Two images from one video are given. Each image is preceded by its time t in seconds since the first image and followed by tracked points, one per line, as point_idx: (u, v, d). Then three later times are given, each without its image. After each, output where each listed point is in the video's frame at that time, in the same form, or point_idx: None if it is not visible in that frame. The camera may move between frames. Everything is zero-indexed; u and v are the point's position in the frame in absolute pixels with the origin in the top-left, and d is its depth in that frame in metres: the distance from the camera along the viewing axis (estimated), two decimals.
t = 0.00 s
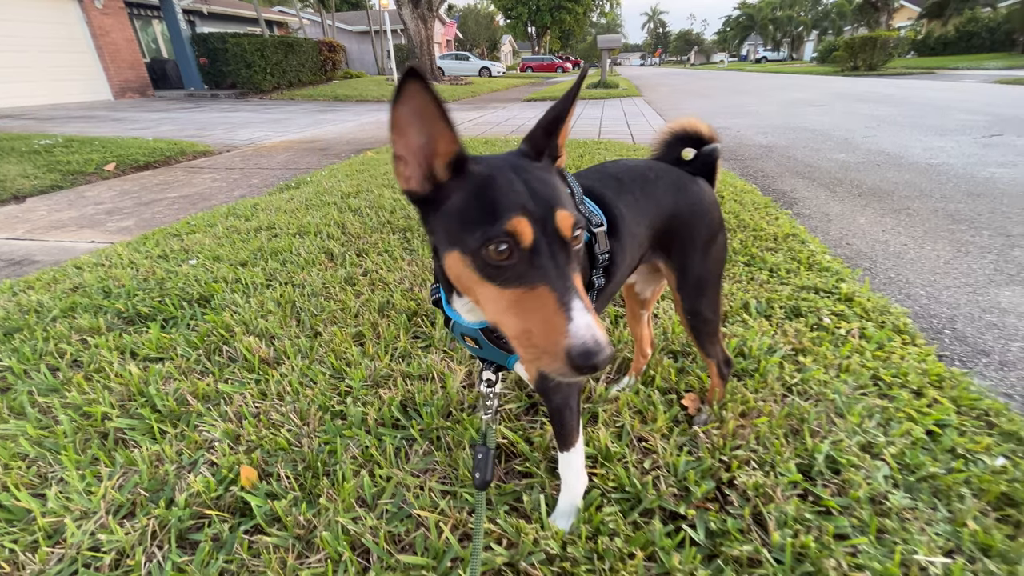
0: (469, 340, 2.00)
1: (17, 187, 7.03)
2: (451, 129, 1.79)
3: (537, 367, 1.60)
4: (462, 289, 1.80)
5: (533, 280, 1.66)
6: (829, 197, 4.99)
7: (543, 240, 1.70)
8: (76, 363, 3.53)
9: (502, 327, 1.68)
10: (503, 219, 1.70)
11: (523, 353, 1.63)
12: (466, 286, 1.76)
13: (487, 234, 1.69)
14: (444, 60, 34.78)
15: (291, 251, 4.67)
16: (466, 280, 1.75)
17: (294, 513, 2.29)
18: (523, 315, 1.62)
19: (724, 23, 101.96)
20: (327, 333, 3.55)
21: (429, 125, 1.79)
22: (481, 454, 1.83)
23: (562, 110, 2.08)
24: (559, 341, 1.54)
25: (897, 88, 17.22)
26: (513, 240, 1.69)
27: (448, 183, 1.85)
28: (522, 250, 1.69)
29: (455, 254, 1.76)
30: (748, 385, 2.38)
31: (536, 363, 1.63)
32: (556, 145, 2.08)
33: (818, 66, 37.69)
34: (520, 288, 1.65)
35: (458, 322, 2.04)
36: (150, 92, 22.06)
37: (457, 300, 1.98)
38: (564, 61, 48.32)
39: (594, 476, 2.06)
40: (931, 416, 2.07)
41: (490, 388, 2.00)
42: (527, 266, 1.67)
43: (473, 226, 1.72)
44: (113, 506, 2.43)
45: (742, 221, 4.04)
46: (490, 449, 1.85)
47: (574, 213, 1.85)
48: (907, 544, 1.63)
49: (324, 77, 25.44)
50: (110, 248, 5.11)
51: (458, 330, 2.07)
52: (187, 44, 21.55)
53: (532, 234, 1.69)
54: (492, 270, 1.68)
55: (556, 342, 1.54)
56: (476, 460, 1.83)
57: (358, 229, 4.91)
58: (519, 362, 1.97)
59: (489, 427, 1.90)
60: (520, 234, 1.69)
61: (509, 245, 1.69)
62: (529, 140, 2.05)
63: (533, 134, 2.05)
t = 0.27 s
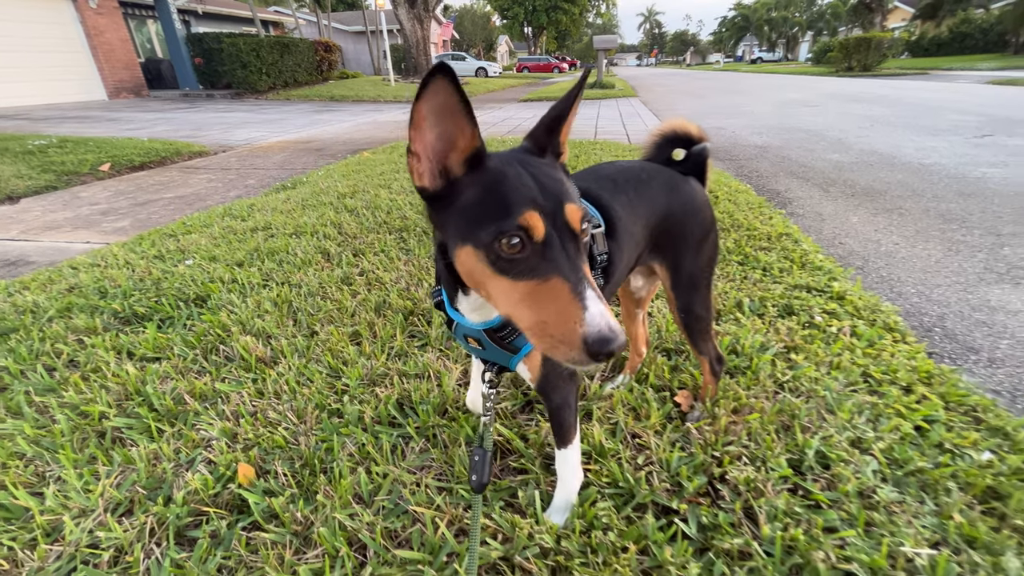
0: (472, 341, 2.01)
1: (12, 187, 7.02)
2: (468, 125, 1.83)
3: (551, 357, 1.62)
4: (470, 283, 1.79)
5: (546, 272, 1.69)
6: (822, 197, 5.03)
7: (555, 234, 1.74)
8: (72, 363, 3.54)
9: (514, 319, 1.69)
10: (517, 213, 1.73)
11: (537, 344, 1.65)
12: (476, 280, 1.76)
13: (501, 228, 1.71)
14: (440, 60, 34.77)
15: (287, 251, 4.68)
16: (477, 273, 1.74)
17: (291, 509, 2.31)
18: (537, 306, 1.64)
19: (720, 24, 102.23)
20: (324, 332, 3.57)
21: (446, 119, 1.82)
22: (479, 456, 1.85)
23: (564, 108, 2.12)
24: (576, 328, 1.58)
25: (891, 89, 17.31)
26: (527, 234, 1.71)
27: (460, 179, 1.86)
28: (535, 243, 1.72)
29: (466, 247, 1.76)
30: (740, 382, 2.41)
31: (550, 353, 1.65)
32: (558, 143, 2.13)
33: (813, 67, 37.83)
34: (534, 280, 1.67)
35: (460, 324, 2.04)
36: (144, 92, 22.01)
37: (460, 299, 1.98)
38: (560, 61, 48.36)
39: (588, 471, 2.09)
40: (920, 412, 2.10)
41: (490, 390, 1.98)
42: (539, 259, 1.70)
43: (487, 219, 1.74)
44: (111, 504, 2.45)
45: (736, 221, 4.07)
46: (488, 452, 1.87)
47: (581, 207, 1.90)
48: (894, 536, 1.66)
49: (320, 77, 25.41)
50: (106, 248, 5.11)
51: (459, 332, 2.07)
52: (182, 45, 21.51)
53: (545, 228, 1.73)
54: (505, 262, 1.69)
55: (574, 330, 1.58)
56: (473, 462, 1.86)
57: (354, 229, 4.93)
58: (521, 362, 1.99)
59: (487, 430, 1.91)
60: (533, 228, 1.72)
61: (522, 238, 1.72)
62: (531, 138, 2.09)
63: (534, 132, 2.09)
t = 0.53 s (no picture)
0: (473, 342, 2.02)
1: (7, 188, 7.01)
2: (474, 120, 1.80)
3: (558, 345, 1.66)
4: (474, 277, 1.79)
5: (552, 263, 1.72)
6: (816, 197, 5.07)
7: (558, 227, 1.77)
8: (69, 363, 3.55)
9: (519, 311, 1.71)
10: (522, 206, 1.75)
11: (543, 333, 1.68)
12: (480, 273, 1.76)
13: (507, 221, 1.72)
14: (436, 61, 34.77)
15: (284, 251, 4.70)
16: (482, 267, 1.74)
17: (288, 506, 2.34)
18: (544, 296, 1.67)
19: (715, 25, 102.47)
20: (321, 332, 3.59)
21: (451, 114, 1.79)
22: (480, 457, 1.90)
23: (559, 102, 2.11)
24: (583, 317, 1.63)
25: (885, 90, 17.40)
26: (533, 227, 1.74)
27: (464, 173, 1.84)
28: (539, 236, 1.74)
29: (471, 241, 1.76)
30: (733, 379, 2.44)
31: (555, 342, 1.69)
32: (554, 138, 2.15)
33: (808, 68, 37.96)
34: (540, 272, 1.70)
35: (460, 325, 2.04)
36: (140, 93, 21.96)
37: (461, 297, 1.98)
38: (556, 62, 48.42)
39: (581, 468, 2.12)
40: (908, 408, 2.13)
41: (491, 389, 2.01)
42: (545, 250, 1.73)
43: (493, 213, 1.74)
44: (108, 502, 2.47)
45: (730, 221, 4.11)
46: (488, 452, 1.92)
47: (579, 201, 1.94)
48: (882, 530, 1.69)
49: (316, 78, 25.39)
50: (102, 249, 5.12)
51: (459, 333, 2.06)
52: (178, 45, 21.48)
53: (550, 222, 1.75)
54: (511, 254, 1.71)
55: (580, 318, 1.63)
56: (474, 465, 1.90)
57: (350, 230, 4.94)
58: (521, 360, 2.00)
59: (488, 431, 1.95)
60: (538, 221, 1.74)
61: (527, 231, 1.74)
62: (527, 132, 2.10)
63: (531, 126, 2.10)
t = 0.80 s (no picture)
0: (470, 339, 2.03)
1: None
2: (484, 107, 1.78)
3: (570, 321, 1.65)
4: (480, 262, 1.74)
5: (560, 241, 1.71)
6: (806, 198, 5.14)
7: (564, 206, 1.77)
8: (64, 364, 3.56)
9: (529, 290, 1.68)
10: (530, 186, 1.73)
11: (554, 310, 1.66)
12: (488, 256, 1.71)
13: (516, 201, 1.70)
14: (431, 63, 34.79)
15: (279, 253, 4.72)
16: (490, 249, 1.69)
17: (285, 504, 2.38)
18: (555, 273, 1.66)
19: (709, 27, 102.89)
20: (316, 332, 3.61)
21: (462, 100, 1.75)
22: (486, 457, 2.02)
23: (554, 93, 2.09)
24: (595, 289, 1.63)
25: (877, 92, 17.55)
26: (541, 206, 1.72)
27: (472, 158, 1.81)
28: (548, 215, 1.73)
29: (479, 223, 1.71)
30: (723, 377, 2.48)
31: (565, 319, 1.68)
32: (551, 128, 2.13)
33: (801, 70, 38.19)
34: (550, 249, 1.68)
35: (457, 321, 2.04)
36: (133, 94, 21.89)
37: (461, 291, 1.96)
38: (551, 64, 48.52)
39: (574, 464, 2.18)
40: (893, 404, 2.16)
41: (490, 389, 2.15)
42: (553, 229, 1.72)
43: (501, 194, 1.71)
44: (105, 501, 2.49)
45: (722, 221, 4.15)
46: (494, 451, 2.03)
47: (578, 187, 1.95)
48: (865, 521, 1.75)
49: (310, 79, 25.37)
50: (96, 251, 5.12)
51: (457, 330, 2.07)
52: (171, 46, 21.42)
53: (558, 202, 1.74)
54: (522, 234, 1.68)
55: (592, 290, 1.63)
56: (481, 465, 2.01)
57: (345, 231, 4.97)
58: (518, 357, 2.01)
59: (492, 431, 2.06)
60: (546, 201, 1.73)
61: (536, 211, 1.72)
62: (523, 123, 2.09)
63: (526, 118, 2.09)
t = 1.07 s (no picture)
0: (468, 338, 2.04)
1: None
2: (489, 106, 1.80)
3: (576, 313, 1.66)
4: (485, 259, 1.74)
5: (565, 236, 1.72)
6: (801, 199, 5.18)
7: (568, 202, 1.79)
8: (62, 365, 3.57)
9: (535, 285, 1.69)
10: (535, 183, 1.75)
11: (560, 303, 1.67)
12: (494, 252, 1.71)
13: (522, 197, 1.72)
14: (428, 63, 34.80)
15: (276, 254, 4.73)
16: (496, 245, 1.70)
17: (285, 502, 2.40)
18: (561, 266, 1.67)
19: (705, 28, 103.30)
20: (314, 333, 3.63)
21: (468, 99, 1.77)
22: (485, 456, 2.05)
23: (553, 93, 2.09)
24: (601, 281, 1.64)
25: (871, 93, 17.65)
26: (546, 202, 1.74)
27: (478, 157, 1.82)
28: (553, 211, 1.75)
29: (485, 219, 1.73)
30: (718, 375, 2.50)
31: (571, 312, 1.69)
32: (550, 127, 2.14)
33: (797, 72, 38.36)
34: (556, 244, 1.70)
35: (455, 320, 2.05)
36: (128, 95, 21.85)
37: (461, 289, 1.97)
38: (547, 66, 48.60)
39: (571, 462, 2.21)
40: (886, 402, 2.19)
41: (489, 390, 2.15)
42: (558, 225, 1.74)
43: (507, 190, 1.73)
44: (105, 500, 2.50)
45: (717, 222, 4.19)
46: (494, 451, 2.05)
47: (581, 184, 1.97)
48: (857, 517, 1.79)
49: (307, 80, 25.35)
50: (92, 252, 5.12)
51: (455, 329, 2.08)
52: (166, 47, 21.39)
53: (563, 198, 1.76)
54: (528, 229, 1.70)
55: (598, 283, 1.65)
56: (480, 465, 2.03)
57: (343, 232, 4.98)
58: (516, 356, 2.03)
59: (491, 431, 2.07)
60: (551, 197, 1.75)
61: (541, 207, 1.74)
62: (523, 122, 2.10)
63: (526, 117, 2.09)
